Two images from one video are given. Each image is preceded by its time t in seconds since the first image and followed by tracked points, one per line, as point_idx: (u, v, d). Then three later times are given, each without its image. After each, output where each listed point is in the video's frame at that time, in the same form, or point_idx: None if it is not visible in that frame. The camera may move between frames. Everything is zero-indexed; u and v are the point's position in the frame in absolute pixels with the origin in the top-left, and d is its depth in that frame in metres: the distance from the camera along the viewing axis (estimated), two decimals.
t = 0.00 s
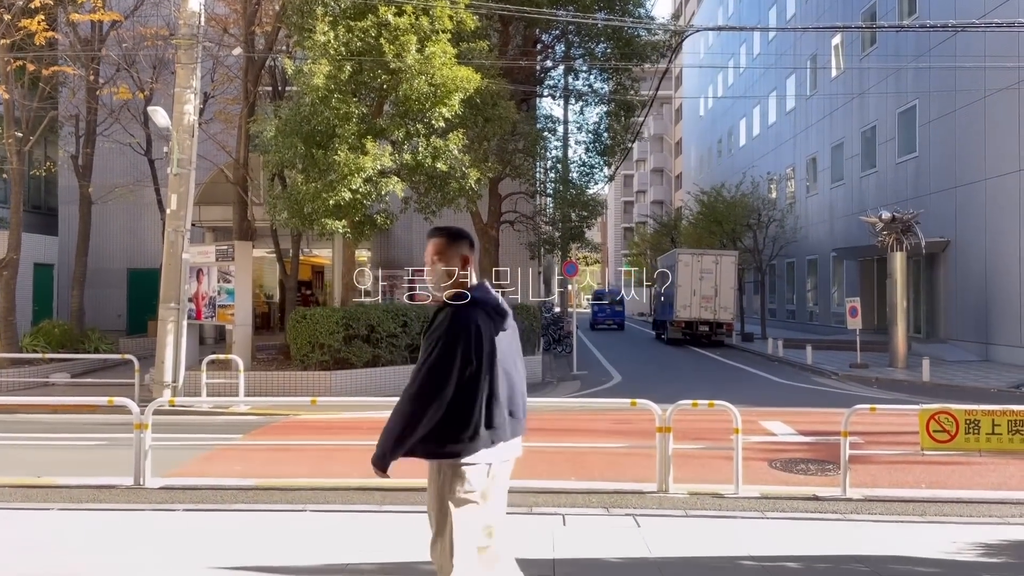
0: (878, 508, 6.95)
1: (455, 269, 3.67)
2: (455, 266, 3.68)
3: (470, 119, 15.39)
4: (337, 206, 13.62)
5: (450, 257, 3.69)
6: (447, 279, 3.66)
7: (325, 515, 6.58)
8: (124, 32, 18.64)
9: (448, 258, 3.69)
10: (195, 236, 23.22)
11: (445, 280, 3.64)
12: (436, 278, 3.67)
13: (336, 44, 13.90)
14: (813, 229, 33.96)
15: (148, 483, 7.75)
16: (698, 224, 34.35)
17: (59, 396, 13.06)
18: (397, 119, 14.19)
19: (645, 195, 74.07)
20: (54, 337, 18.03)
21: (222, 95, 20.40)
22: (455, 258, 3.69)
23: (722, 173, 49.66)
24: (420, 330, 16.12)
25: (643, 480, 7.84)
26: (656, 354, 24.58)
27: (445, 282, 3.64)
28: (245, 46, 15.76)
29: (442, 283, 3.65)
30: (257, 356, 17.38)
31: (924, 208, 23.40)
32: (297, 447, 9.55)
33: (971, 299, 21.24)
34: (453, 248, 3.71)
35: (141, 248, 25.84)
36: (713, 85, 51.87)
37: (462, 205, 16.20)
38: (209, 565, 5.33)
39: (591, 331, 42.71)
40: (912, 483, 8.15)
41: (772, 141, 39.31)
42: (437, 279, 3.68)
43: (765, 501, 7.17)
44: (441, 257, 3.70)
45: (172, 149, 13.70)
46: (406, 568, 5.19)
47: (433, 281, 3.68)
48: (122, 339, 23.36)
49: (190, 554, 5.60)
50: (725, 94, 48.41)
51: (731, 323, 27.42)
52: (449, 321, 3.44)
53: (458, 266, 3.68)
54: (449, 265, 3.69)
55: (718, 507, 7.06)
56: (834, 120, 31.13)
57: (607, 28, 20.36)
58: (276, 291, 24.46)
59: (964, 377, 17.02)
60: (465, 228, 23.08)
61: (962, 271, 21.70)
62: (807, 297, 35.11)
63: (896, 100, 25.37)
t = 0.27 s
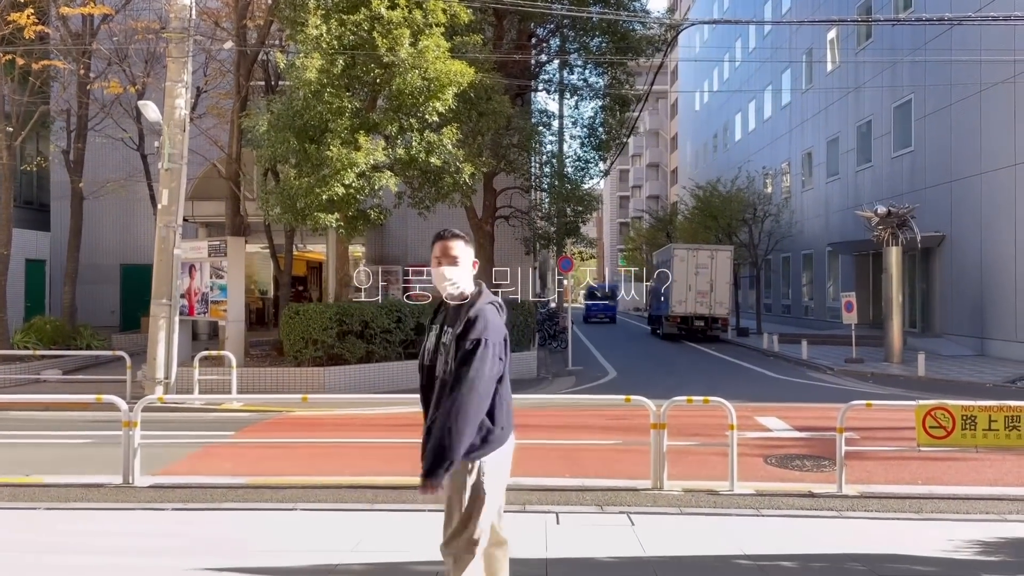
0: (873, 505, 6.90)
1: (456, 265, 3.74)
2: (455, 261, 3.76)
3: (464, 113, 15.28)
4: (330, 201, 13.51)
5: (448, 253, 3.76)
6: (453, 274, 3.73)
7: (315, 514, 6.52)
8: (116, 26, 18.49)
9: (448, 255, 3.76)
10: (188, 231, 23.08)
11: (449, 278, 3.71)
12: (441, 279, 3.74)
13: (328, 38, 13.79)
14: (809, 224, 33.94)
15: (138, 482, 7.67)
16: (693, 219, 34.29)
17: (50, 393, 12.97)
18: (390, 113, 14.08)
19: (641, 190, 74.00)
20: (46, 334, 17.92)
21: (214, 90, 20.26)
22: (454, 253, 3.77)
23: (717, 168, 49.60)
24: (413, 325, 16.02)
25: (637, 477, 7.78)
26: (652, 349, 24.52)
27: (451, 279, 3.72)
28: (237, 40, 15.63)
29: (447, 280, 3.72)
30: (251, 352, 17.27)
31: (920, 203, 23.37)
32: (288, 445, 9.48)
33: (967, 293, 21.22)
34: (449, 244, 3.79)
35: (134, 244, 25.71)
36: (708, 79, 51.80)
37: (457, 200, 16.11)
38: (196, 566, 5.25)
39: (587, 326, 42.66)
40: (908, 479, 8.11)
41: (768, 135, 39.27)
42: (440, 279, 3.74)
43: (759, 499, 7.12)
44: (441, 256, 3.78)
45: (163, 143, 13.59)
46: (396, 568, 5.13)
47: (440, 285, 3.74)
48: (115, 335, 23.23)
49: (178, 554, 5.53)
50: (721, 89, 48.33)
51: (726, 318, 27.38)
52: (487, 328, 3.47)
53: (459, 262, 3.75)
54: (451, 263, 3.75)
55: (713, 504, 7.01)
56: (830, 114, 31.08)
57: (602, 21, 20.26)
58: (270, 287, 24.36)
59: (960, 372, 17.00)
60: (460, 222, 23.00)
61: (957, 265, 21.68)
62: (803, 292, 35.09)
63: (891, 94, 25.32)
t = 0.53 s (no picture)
0: (871, 503, 6.81)
1: (458, 257, 3.69)
2: (457, 254, 3.70)
3: (458, 107, 15.12)
4: (322, 195, 13.35)
5: (448, 246, 3.71)
6: (455, 268, 3.68)
7: (304, 514, 6.40)
8: (105, 19, 18.29)
9: (449, 248, 3.71)
10: (179, 226, 22.90)
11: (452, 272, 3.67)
12: (445, 273, 3.69)
13: (320, 31, 13.64)
14: (804, 218, 33.86)
15: (125, 481, 7.54)
16: (688, 214, 34.18)
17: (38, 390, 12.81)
18: (382, 107, 13.93)
19: (636, 184, 73.88)
20: (36, 330, 17.75)
21: (205, 83, 20.08)
22: (454, 247, 3.71)
23: (713, 163, 49.49)
24: (407, 322, 15.83)
25: (631, 474, 7.69)
26: (647, 345, 24.43)
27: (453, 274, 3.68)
28: (227, 32, 15.46)
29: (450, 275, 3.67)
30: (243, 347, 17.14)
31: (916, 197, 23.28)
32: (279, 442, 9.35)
33: (963, 288, 21.16)
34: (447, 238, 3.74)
35: (126, 238, 25.52)
36: (704, 74, 51.68)
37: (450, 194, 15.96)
38: (180, 567, 5.13)
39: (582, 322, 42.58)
40: (905, 477, 8.02)
41: (763, 130, 39.17)
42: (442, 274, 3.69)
43: (755, 497, 7.03)
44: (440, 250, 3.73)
45: (152, 137, 13.42)
46: (385, 570, 5.02)
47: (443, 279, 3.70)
48: (106, 330, 23.06)
49: (162, 555, 5.39)
50: (717, 83, 48.22)
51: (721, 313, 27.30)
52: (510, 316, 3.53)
53: (460, 255, 3.70)
54: (452, 256, 3.69)
55: (708, 503, 6.91)
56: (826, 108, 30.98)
57: (597, 14, 20.12)
58: (263, 282, 24.22)
59: (956, 367, 16.93)
60: (454, 217, 22.88)
61: (953, 260, 21.61)
62: (798, 286, 35.03)
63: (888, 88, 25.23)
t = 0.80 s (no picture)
0: (871, 500, 6.71)
1: (477, 248, 3.49)
2: (475, 244, 3.51)
3: (453, 99, 14.93)
4: (315, 188, 13.18)
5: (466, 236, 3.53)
6: (472, 259, 3.49)
7: (296, 511, 6.26)
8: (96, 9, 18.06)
9: (467, 238, 3.53)
10: (171, 219, 22.68)
11: (467, 263, 3.48)
12: (460, 264, 3.50)
13: (313, 21, 13.47)
14: (800, 213, 33.78)
15: (113, 477, 7.39)
16: (684, 208, 34.06)
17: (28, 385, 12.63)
18: (377, 99, 13.77)
19: (631, 179, 73.73)
20: (26, 324, 17.56)
21: (197, 75, 19.87)
22: (474, 237, 3.52)
23: (709, 157, 49.36)
24: (401, 315, 15.81)
25: (628, 471, 7.58)
26: (643, 339, 24.34)
27: (469, 264, 3.49)
28: (219, 23, 15.27)
29: (466, 266, 3.49)
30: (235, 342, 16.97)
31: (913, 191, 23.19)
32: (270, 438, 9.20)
33: (959, 283, 21.09)
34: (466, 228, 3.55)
35: (118, 232, 25.32)
36: (700, 68, 51.54)
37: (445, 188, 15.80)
38: (168, 566, 4.99)
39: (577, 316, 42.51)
40: (905, 473, 7.93)
41: (759, 124, 39.05)
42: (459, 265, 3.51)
43: (755, 493, 6.91)
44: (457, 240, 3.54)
45: (142, 128, 13.24)
46: (378, 570, 4.89)
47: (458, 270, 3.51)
48: (98, 324, 22.87)
49: (150, 553, 5.25)
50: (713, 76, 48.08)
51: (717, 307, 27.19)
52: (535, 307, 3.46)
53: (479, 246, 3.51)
54: (472, 246, 3.51)
55: (707, 500, 6.80)
56: (822, 102, 30.87)
57: (594, 6, 19.96)
58: (256, 276, 24.06)
59: (953, 362, 16.85)
60: (449, 210, 22.75)
61: (950, 254, 21.54)
62: (794, 281, 34.98)
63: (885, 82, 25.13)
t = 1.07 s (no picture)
0: (878, 497, 6.59)
1: (514, 236, 3.36)
2: (512, 231, 3.38)
3: (450, 90, 14.75)
4: (310, 179, 13.01)
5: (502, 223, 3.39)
6: (509, 248, 3.35)
7: (292, 509, 6.11)
8: None
9: (503, 225, 3.38)
10: (165, 211, 22.50)
11: (504, 252, 3.34)
12: (495, 253, 3.36)
13: (308, 10, 13.31)
14: (796, 207, 33.70)
15: (104, 473, 7.24)
16: (681, 202, 33.95)
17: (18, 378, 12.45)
18: (373, 90, 13.60)
19: (627, 173, 73.62)
20: (17, 317, 17.36)
21: (191, 65, 19.66)
22: (510, 225, 3.38)
23: (705, 152, 49.23)
24: (397, 309, 15.53)
25: (630, 467, 7.45)
26: (639, 334, 24.23)
27: (505, 253, 3.35)
28: (213, 12, 15.07)
29: (502, 256, 3.34)
30: (229, 335, 16.81)
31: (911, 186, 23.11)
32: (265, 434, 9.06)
33: (957, 278, 21.02)
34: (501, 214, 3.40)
35: (110, 224, 25.10)
36: (697, 62, 51.42)
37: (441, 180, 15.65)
38: (160, 566, 4.83)
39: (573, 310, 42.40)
40: (909, 470, 7.82)
41: (756, 118, 38.96)
42: (495, 253, 3.36)
43: (759, 490, 6.79)
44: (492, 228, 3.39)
45: (135, 119, 13.05)
46: (377, 570, 4.74)
47: (493, 258, 3.37)
48: (90, 317, 22.66)
49: (141, 552, 5.09)
50: (709, 71, 47.97)
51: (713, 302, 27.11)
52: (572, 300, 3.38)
53: (515, 235, 3.37)
54: (508, 233, 3.37)
55: (710, 497, 6.67)
56: (820, 96, 30.76)
57: None
58: (250, 269, 23.89)
59: (952, 357, 16.78)
60: (445, 203, 22.59)
61: (948, 249, 21.46)
62: (790, 276, 34.92)
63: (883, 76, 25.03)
